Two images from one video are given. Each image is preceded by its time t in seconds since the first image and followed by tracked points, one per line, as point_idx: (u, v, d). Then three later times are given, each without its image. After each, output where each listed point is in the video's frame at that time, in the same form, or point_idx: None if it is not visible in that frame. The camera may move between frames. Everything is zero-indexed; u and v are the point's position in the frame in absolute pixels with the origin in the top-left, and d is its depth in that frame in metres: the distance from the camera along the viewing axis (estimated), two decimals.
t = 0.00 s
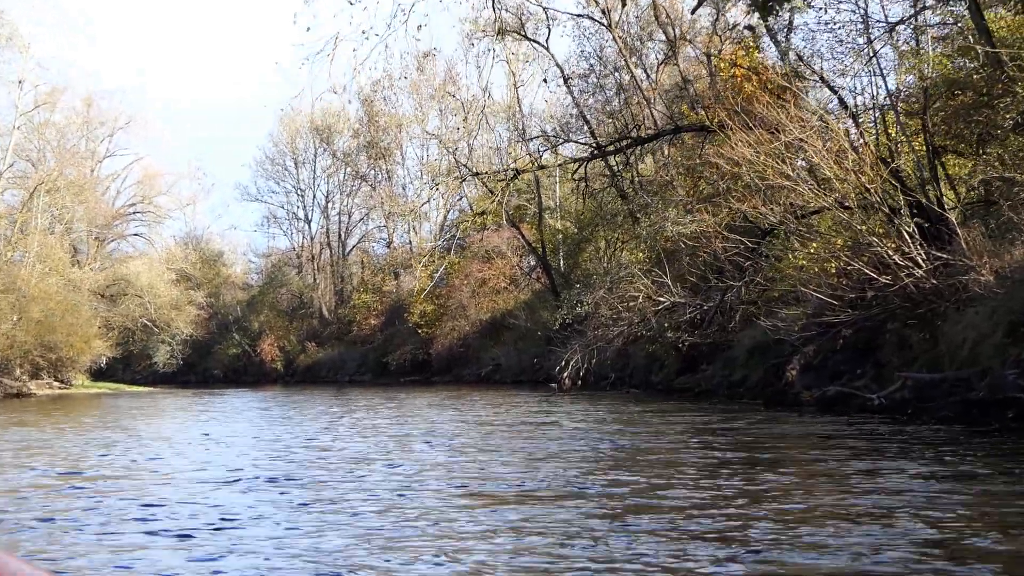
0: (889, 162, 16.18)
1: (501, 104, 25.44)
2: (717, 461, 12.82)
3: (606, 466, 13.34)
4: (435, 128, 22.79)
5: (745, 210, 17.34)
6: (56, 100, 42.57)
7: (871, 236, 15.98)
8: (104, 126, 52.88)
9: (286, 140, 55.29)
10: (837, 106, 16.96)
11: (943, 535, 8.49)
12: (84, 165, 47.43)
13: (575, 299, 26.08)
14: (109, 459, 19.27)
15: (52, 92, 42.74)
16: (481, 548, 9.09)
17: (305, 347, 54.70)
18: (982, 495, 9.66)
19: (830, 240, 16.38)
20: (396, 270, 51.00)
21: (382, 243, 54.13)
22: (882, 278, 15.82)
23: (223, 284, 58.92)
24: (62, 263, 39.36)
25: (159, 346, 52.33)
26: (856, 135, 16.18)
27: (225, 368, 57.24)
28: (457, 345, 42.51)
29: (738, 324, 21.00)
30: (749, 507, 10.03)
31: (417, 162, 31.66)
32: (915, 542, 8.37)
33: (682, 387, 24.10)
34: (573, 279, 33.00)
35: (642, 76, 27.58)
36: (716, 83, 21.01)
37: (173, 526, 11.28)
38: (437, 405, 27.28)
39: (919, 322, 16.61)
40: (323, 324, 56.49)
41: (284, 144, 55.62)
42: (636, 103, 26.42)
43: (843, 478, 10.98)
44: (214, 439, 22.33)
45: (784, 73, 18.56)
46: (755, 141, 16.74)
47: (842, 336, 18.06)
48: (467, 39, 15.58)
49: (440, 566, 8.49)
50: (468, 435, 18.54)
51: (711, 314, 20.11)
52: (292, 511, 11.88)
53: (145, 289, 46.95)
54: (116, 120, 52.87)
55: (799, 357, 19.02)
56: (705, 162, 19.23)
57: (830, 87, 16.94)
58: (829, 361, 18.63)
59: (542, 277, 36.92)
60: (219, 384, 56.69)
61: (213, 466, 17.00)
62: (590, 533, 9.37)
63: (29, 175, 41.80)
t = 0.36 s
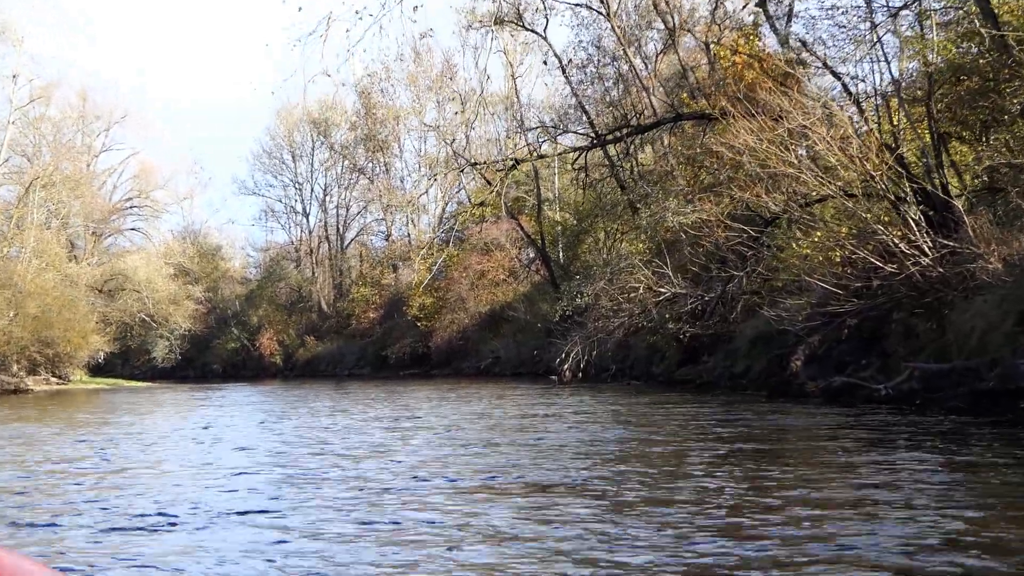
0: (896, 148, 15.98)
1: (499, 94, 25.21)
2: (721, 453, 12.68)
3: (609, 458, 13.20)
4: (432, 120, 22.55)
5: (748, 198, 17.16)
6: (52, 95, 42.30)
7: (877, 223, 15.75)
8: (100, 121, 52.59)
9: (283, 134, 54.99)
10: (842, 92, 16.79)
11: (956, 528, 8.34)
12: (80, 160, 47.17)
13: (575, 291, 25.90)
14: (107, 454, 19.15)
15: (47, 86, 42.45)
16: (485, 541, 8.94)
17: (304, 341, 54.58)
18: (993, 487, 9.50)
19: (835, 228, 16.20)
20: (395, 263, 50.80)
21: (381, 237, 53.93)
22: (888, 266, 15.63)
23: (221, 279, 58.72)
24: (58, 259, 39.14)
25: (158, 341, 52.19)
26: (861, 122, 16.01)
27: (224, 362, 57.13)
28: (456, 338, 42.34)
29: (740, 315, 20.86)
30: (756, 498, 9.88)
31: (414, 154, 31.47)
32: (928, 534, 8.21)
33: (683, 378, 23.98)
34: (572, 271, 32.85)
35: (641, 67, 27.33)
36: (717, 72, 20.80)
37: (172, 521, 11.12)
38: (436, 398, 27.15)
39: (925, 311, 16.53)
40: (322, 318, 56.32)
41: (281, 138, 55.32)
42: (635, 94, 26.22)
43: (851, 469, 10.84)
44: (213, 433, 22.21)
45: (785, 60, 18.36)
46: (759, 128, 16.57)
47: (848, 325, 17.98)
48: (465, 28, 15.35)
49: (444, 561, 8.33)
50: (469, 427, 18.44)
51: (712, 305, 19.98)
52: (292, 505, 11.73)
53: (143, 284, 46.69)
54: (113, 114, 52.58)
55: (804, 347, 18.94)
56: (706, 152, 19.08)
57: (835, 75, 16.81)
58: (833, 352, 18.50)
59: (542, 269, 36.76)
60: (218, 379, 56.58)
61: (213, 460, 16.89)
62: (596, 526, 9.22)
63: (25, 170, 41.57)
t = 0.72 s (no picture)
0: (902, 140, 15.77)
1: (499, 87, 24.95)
2: (724, 450, 12.47)
3: (609, 454, 12.99)
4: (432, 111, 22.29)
5: (752, 190, 16.95)
6: (50, 85, 42.02)
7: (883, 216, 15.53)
8: (99, 112, 52.28)
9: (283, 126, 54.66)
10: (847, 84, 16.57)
11: (966, 528, 8.12)
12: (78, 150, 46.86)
13: (575, 284, 25.68)
14: (101, 446, 18.95)
15: (45, 76, 42.14)
16: (484, 537, 8.72)
17: (302, 333, 54.39)
18: (1006, 486, 9.28)
19: (840, 220, 15.98)
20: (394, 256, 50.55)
21: (379, 230, 53.66)
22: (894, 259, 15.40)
23: (219, 271, 58.49)
24: (55, 250, 38.88)
25: (156, 333, 52.00)
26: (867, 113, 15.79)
27: (223, 355, 57.02)
28: (455, 332, 42.11)
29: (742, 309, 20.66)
30: (762, 496, 9.67)
31: (414, 147, 31.21)
32: (938, 534, 8.00)
33: (684, 373, 23.83)
34: (572, 265, 32.64)
35: (642, 59, 27.04)
36: (720, 64, 20.54)
37: (165, 515, 10.91)
38: (434, 392, 26.95)
39: (931, 306, 16.22)
40: (320, 311, 56.07)
41: (281, 130, 55.00)
42: (637, 86, 25.96)
43: (856, 466, 10.68)
44: (209, 426, 21.99)
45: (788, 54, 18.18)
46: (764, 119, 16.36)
47: (852, 321, 17.78)
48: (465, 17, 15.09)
49: (443, 556, 8.12)
50: (467, 422, 18.24)
51: (713, 299, 19.77)
52: (286, 499, 11.52)
53: (141, 276, 46.42)
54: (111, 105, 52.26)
55: (809, 343, 18.31)
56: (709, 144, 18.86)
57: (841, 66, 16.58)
58: (837, 348, 18.69)
59: (542, 262, 36.55)
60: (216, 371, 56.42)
61: (208, 453, 16.69)
62: (597, 523, 9.01)
63: (22, 160, 41.29)
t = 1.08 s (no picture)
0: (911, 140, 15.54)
1: (503, 80, 24.69)
2: (725, 450, 12.31)
3: (608, 452, 12.83)
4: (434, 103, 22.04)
5: (757, 188, 16.71)
6: (50, 71, 41.75)
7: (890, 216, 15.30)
8: (99, 99, 51.97)
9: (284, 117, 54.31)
10: (855, 81, 16.32)
11: (976, 532, 7.99)
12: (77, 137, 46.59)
13: (576, 281, 25.46)
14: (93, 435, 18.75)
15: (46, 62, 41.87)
16: (483, 532, 8.57)
17: (300, 325, 54.19)
18: (1015, 491, 9.13)
19: (847, 220, 15.75)
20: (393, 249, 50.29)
21: (380, 223, 53.44)
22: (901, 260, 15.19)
23: (219, 261, 58.25)
24: (53, 237, 38.63)
25: (154, 322, 51.82)
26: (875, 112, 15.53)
27: (221, 345, 56.95)
28: (454, 326, 41.90)
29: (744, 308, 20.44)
30: (765, 498, 9.52)
31: (416, 140, 30.94)
32: (947, 538, 7.86)
33: (684, 372, 23.62)
34: (572, 262, 32.43)
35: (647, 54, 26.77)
36: (726, 61, 20.31)
37: (158, 505, 10.74)
38: (432, 387, 26.75)
39: (939, 308, 16.13)
40: (319, 303, 55.86)
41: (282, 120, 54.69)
42: (641, 83, 25.71)
43: (857, 469, 10.52)
44: (203, 417, 21.79)
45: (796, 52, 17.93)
46: (771, 116, 16.09)
47: (858, 322, 17.64)
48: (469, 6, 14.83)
49: (441, 551, 7.98)
50: (464, 417, 18.06)
51: (714, 298, 19.54)
52: (281, 490, 11.36)
53: (139, 264, 46.16)
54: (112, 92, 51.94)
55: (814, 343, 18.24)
56: (715, 140, 18.61)
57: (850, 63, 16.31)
58: (840, 348, 18.42)
59: (542, 258, 36.34)
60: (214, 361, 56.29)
61: (201, 444, 16.48)
62: (598, 519, 8.90)
63: (21, 146, 41.03)
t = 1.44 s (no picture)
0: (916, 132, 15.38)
1: (500, 76, 24.49)
2: (730, 446, 12.12)
3: (610, 448, 12.64)
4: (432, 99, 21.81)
5: (761, 181, 16.55)
6: (46, 69, 41.50)
7: (895, 208, 15.14)
8: (95, 98, 51.71)
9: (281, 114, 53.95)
10: (858, 72, 16.17)
11: (990, 529, 7.80)
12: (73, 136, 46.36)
13: (576, 277, 25.26)
14: (91, 435, 18.60)
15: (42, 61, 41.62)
16: (485, 531, 8.39)
17: (299, 323, 53.99)
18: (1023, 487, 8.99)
19: (851, 213, 15.61)
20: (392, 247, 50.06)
21: (378, 221, 53.22)
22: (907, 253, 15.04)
23: (217, 260, 58.03)
24: (49, 236, 38.42)
25: (151, 322, 51.62)
26: (879, 103, 15.38)
27: (219, 344, 56.79)
28: (453, 323, 41.71)
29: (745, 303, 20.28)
30: (772, 495, 9.33)
31: (414, 137, 30.71)
32: (960, 535, 7.67)
33: (685, 368, 23.45)
34: (571, 258, 32.22)
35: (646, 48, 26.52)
36: (727, 56, 20.09)
37: (153, 505, 10.54)
38: (431, 385, 26.57)
39: (945, 301, 15.98)
40: (317, 301, 55.63)
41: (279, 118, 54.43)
42: (640, 77, 25.42)
43: (862, 465, 10.39)
44: (202, 416, 21.63)
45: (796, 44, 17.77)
46: (774, 109, 15.94)
47: (863, 316, 17.49)
48: None
49: (441, 549, 7.83)
50: (464, 414, 17.91)
51: (716, 293, 19.39)
52: (279, 489, 11.21)
53: (136, 264, 45.90)
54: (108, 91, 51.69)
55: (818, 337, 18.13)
56: (716, 133, 18.44)
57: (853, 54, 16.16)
58: (845, 343, 18.25)
59: (541, 255, 36.14)
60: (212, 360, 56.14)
61: (199, 443, 16.34)
62: (600, 516, 8.78)
63: (17, 145, 40.81)
